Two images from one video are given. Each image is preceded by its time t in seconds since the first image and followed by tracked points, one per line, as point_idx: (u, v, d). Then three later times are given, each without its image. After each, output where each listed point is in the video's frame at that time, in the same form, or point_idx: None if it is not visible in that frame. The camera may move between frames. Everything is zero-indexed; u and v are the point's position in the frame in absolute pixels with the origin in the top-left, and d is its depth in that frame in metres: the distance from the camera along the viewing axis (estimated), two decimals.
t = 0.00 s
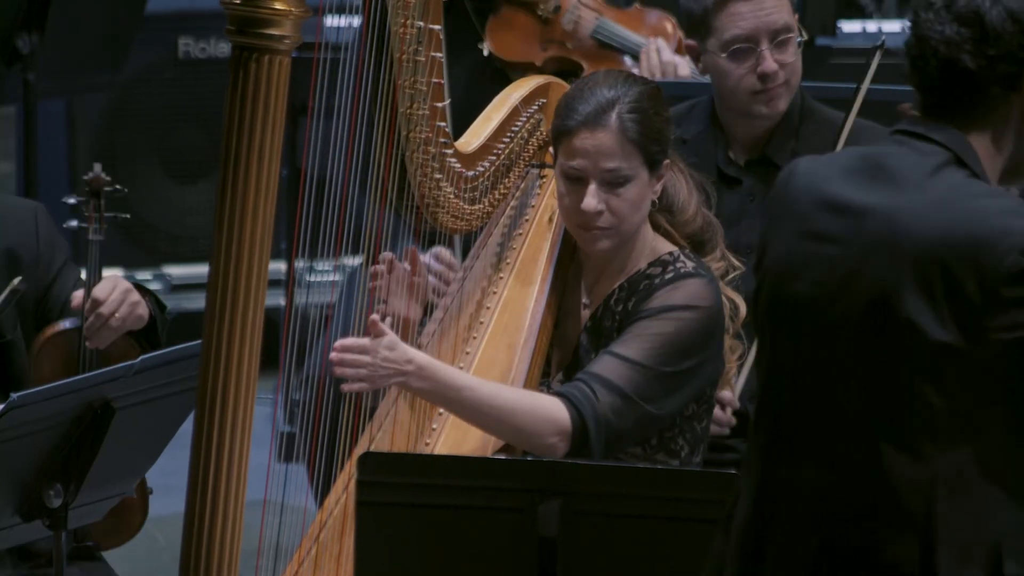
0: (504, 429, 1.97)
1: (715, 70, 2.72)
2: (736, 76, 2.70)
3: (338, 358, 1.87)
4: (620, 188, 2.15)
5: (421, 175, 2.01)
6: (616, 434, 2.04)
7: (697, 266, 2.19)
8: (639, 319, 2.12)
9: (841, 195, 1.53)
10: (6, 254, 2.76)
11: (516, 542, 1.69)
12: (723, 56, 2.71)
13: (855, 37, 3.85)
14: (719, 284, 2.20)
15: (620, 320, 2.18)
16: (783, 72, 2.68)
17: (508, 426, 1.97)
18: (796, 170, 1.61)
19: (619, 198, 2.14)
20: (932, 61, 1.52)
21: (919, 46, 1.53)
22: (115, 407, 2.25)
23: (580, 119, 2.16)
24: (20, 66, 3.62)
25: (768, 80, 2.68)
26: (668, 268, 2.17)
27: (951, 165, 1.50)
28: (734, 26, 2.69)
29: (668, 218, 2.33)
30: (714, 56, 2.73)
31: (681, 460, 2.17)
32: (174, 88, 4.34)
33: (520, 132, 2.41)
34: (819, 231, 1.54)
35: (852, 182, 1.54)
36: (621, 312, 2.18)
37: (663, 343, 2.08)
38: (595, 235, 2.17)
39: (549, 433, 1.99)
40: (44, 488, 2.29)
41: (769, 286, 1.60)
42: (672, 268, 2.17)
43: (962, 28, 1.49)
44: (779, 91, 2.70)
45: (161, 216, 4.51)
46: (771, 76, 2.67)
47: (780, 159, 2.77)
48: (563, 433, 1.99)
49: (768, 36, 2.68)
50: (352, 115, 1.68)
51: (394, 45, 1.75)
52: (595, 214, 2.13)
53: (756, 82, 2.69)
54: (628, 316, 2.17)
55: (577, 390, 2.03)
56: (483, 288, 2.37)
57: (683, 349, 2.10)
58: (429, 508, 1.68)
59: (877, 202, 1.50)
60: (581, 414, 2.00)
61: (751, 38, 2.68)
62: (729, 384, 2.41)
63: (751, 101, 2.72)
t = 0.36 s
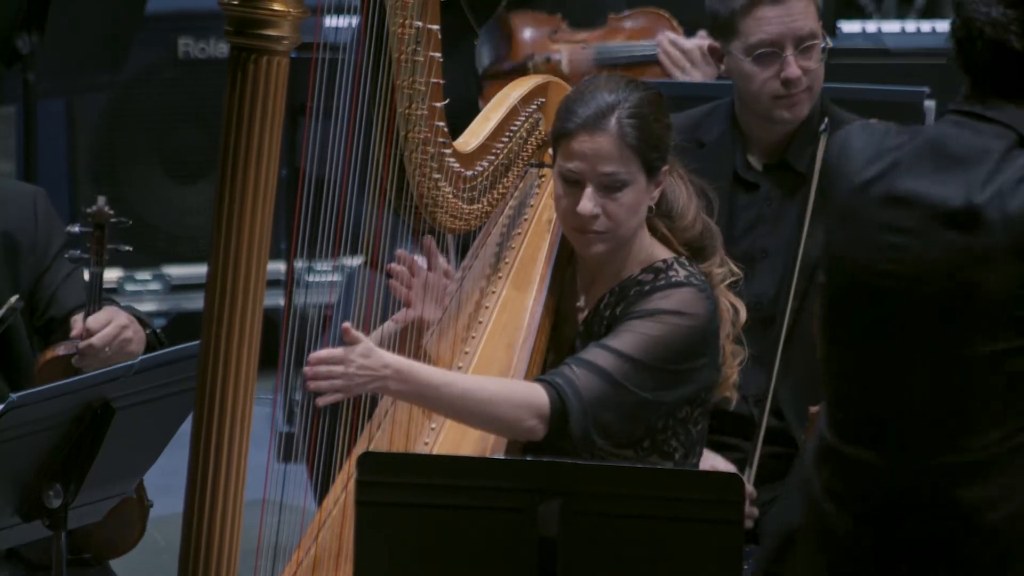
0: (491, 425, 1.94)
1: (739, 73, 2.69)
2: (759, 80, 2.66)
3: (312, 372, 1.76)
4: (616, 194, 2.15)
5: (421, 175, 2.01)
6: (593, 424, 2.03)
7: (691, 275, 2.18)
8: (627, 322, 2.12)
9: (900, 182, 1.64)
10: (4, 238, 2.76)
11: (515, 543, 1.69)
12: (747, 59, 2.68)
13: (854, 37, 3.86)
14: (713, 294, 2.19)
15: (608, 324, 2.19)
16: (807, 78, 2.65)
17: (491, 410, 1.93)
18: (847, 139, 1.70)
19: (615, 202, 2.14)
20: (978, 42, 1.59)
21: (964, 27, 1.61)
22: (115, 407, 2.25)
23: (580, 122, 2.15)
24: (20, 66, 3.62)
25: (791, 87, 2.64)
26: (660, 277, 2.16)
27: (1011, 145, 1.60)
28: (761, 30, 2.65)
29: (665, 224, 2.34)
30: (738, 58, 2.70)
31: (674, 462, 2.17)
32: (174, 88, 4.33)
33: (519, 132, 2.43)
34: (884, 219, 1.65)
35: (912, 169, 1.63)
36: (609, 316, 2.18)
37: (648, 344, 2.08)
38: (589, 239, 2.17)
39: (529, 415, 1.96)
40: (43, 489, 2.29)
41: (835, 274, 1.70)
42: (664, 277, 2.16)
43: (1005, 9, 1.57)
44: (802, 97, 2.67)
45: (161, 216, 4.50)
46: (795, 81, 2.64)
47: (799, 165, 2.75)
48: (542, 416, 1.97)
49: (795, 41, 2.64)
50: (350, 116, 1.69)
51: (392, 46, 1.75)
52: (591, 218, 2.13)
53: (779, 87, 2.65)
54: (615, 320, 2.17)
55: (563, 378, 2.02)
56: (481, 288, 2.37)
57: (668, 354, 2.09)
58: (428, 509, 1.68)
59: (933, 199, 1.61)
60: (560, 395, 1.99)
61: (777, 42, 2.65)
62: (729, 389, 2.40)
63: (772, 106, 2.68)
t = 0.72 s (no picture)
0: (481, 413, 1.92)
1: (759, 79, 2.72)
2: (779, 88, 2.69)
3: (294, 373, 1.71)
4: (616, 190, 2.15)
5: (419, 174, 2.01)
6: (577, 411, 2.00)
7: (686, 282, 2.18)
8: (617, 321, 2.12)
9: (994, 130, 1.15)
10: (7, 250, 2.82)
11: (515, 543, 1.69)
12: (768, 68, 2.71)
13: (854, 38, 3.85)
14: (708, 301, 2.19)
15: (599, 325, 2.20)
16: (828, 87, 2.68)
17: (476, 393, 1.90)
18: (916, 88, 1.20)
19: (615, 200, 2.14)
20: None
21: None
22: (115, 407, 2.25)
23: (580, 120, 2.16)
24: (20, 67, 3.62)
25: (812, 96, 2.67)
26: (653, 281, 2.16)
27: None
28: (784, 39, 2.68)
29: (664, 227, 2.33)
30: (758, 66, 2.73)
31: (673, 462, 2.19)
32: (174, 88, 4.33)
33: (517, 130, 2.43)
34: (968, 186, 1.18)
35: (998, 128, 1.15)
36: (600, 317, 2.20)
37: (637, 340, 2.07)
38: (588, 239, 2.17)
39: (508, 391, 1.93)
40: (43, 488, 2.29)
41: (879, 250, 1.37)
42: (657, 281, 2.16)
43: None
44: (822, 105, 2.69)
45: (161, 216, 4.48)
46: (817, 90, 2.66)
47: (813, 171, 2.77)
48: (524, 394, 1.94)
49: (816, 51, 2.67)
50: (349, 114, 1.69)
51: (390, 45, 1.75)
52: (590, 215, 2.13)
53: (801, 96, 2.68)
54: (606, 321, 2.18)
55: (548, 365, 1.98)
56: (480, 287, 2.37)
57: (657, 353, 2.08)
58: (428, 509, 1.68)
59: None
60: (544, 378, 1.96)
61: (799, 52, 2.68)
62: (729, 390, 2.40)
63: (792, 114, 2.71)
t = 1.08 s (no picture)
0: (478, 411, 1.91)
1: (749, 86, 2.71)
2: (772, 94, 2.68)
3: (294, 375, 1.70)
4: (611, 201, 2.14)
5: (421, 174, 2.01)
6: (577, 412, 2.00)
7: (686, 283, 2.17)
8: (617, 321, 2.11)
9: None
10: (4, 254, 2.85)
11: (516, 543, 1.69)
12: (760, 75, 2.70)
13: (854, 37, 3.87)
14: (707, 299, 2.19)
15: (600, 325, 2.19)
16: (821, 90, 2.67)
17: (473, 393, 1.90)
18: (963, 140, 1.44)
19: (612, 211, 2.14)
20: None
21: None
22: (115, 407, 2.24)
23: (571, 133, 2.15)
24: (20, 67, 3.62)
25: (807, 100, 2.66)
26: (654, 281, 2.16)
27: None
28: (776, 46, 2.68)
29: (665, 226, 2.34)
30: (748, 73, 2.72)
31: (673, 462, 2.20)
32: (174, 88, 4.32)
33: (519, 130, 2.43)
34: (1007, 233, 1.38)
35: None
36: (601, 317, 2.20)
37: (636, 341, 2.06)
38: (588, 248, 2.17)
39: (507, 391, 1.93)
40: (43, 488, 2.29)
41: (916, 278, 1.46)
42: (657, 282, 2.16)
43: None
44: (816, 109, 2.69)
45: (161, 216, 4.48)
46: (810, 94, 2.66)
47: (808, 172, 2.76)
48: (523, 395, 1.95)
49: (806, 55, 2.67)
50: (350, 114, 1.69)
51: (392, 46, 1.75)
52: (589, 227, 2.13)
53: (796, 100, 2.67)
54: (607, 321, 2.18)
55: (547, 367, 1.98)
56: (481, 288, 2.37)
57: (657, 354, 2.08)
58: (428, 509, 1.68)
59: None
60: (543, 379, 1.97)
61: (790, 57, 2.68)
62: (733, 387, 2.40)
63: (788, 119, 2.70)
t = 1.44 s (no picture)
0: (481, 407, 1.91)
1: (708, 98, 2.74)
2: (731, 105, 2.71)
3: (296, 375, 1.70)
4: (608, 198, 2.15)
5: (420, 174, 2.01)
6: (583, 408, 2.00)
7: (686, 278, 2.18)
8: (619, 317, 2.11)
9: None
10: None
11: (515, 543, 1.68)
12: (719, 87, 2.73)
13: (854, 38, 3.87)
14: (708, 295, 2.19)
15: (603, 321, 2.20)
16: (780, 97, 2.71)
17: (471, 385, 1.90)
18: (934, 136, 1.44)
19: (608, 208, 2.14)
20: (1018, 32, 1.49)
21: None
22: (115, 407, 2.24)
23: (567, 131, 2.15)
24: (20, 67, 3.61)
25: (765, 107, 2.69)
26: (654, 277, 2.16)
27: None
28: (732, 57, 2.71)
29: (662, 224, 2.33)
30: (708, 86, 2.75)
31: (675, 460, 2.20)
32: (173, 88, 4.31)
33: (518, 130, 2.44)
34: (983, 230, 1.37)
35: None
36: (604, 314, 2.20)
37: (639, 337, 2.06)
38: (585, 246, 2.17)
39: (511, 388, 1.93)
40: (43, 488, 2.29)
41: (903, 273, 1.46)
42: (658, 278, 2.16)
43: None
44: (777, 116, 2.72)
45: (162, 216, 4.48)
46: (769, 101, 2.68)
47: (773, 178, 2.79)
48: (529, 390, 1.95)
49: (763, 63, 2.70)
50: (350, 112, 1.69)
51: (391, 46, 1.75)
52: (585, 225, 2.13)
53: (754, 109, 2.70)
54: (609, 317, 2.18)
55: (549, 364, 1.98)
56: (481, 288, 2.37)
57: (661, 350, 2.08)
58: (427, 509, 1.68)
59: None
60: (549, 375, 1.97)
61: (747, 67, 2.71)
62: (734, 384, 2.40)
63: (750, 128, 2.72)
